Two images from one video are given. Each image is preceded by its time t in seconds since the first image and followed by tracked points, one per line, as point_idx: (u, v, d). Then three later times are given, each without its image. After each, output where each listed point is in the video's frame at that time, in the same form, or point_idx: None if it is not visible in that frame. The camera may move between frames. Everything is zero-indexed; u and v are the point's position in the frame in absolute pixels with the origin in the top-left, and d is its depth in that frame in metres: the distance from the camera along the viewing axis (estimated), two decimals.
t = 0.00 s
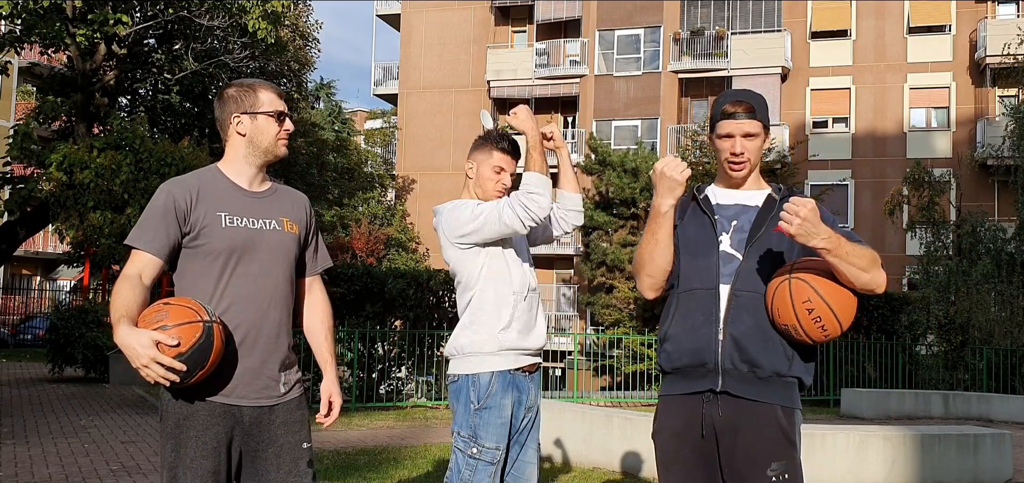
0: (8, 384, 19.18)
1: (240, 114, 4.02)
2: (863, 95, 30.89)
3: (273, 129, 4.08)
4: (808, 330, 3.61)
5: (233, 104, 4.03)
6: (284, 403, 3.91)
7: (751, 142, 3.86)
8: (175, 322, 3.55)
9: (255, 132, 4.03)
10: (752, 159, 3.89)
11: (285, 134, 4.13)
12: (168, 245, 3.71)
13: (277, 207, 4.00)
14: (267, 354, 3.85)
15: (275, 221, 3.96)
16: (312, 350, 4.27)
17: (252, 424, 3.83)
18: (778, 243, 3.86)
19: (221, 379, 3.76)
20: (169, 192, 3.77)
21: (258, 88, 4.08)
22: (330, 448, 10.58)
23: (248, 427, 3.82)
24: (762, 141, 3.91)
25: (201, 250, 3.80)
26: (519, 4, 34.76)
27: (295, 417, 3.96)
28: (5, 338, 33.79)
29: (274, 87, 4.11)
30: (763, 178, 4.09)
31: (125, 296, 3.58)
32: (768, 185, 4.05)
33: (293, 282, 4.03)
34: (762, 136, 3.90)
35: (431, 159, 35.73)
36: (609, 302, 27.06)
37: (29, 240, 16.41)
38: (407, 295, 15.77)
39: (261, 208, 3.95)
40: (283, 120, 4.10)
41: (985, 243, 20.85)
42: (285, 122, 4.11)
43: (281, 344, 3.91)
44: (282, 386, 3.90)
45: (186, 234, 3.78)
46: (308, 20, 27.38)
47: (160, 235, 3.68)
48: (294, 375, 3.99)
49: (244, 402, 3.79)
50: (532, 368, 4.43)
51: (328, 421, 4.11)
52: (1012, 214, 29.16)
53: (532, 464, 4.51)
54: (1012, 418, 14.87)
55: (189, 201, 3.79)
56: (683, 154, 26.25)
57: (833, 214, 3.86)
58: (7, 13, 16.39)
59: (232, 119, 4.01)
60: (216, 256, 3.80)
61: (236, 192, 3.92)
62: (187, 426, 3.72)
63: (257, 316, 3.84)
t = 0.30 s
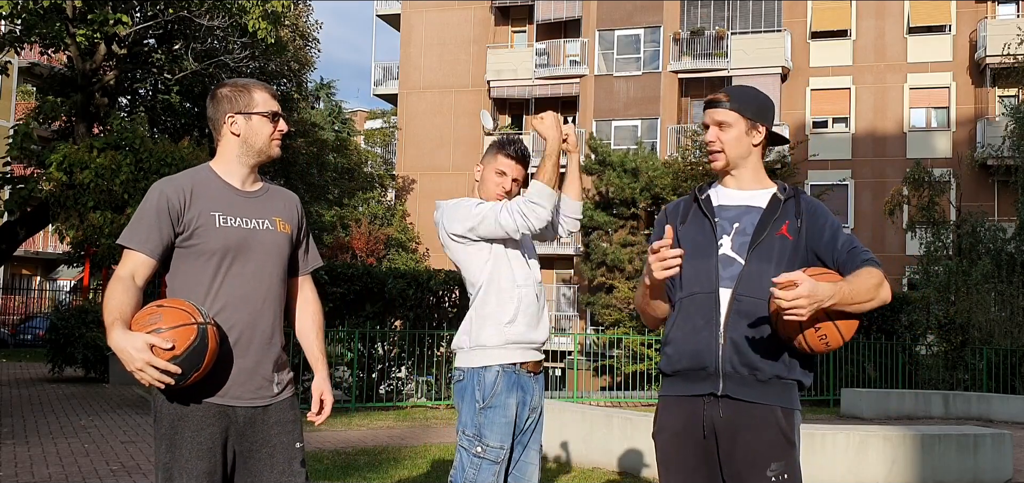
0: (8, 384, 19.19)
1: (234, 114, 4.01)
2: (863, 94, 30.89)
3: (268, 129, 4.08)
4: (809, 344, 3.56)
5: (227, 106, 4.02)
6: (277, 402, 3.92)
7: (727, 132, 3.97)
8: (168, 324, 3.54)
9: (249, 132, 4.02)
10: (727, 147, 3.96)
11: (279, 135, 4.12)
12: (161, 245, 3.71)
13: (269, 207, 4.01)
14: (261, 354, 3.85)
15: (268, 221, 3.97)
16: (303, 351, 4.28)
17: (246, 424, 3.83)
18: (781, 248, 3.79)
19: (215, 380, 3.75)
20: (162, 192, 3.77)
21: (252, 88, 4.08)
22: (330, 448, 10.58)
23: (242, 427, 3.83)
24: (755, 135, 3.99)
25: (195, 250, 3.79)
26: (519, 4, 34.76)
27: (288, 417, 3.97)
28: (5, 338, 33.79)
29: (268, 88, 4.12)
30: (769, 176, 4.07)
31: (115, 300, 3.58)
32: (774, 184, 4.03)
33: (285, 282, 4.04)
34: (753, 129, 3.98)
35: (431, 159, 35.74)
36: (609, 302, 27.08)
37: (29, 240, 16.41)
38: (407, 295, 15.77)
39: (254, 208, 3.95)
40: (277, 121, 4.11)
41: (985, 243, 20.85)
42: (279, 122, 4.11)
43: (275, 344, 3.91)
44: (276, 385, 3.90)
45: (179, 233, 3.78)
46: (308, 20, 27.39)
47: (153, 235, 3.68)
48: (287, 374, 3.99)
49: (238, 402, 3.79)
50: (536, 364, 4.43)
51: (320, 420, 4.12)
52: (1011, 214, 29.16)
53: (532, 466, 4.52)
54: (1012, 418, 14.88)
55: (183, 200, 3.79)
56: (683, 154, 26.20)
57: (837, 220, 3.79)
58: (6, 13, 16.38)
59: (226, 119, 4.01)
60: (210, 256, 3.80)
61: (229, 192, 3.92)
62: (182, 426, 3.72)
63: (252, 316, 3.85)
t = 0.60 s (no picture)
0: (8, 384, 19.19)
1: (230, 114, 4.00)
2: (863, 95, 30.89)
3: (264, 129, 4.08)
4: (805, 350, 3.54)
5: (223, 107, 4.01)
6: (274, 402, 3.94)
7: (724, 134, 3.96)
8: (158, 346, 3.51)
9: (246, 132, 4.03)
10: (726, 151, 3.96)
11: (276, 135, 4.13)
12: (162, 246, 3.69)
13: (265, 207, 4.02)
14: (260, 354, 3.88)
15: (263, 221, 3.98)
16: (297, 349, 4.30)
17: (245, 423, 3.84)
18: (784, 250, 3.76)
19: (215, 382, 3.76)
20: (161, 192, 3.74)
21: (248, 88, 4.07)
22: (329, 448, 10.58)
23: (242, 427, 3.84)
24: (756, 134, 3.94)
25: (194, 251, 3.79)
26: (519, 4, 34.75)
27: (286, 415, 3.99)
28: (5, 338, 33.80)
29: (264, 88, 4.11)
30: (782, 172, 4.03)
31: (112, 307, 3.55)
32: (786, 181, 3.99)
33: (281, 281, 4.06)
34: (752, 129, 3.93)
35: (431, 159, 35.74)
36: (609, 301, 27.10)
37: (29, 240, 16.41)
38: (407, 295, 15.76)
39: (251, 208, 3.96)
40: (274, 121, 4.11)
41: (985, 243, 20.85)
42: (275, 122, 4.11)
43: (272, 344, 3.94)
44: (274, 385, 3.93)
45: (179, 234, 3.76)
46: (308, 20, 27.40)
47: (155, 237, 3.66)
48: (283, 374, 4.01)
49: (238, 402, 3.81)
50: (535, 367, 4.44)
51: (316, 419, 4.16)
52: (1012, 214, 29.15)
53: (529, 465, 4.52)
54: (1012, 418, 14.88)
55: (183, 202, 3.78)
56: (683, 154, 26.18)
57: (844, 219, 3.72)
58: (7, 13, 16.38)
59: (222, 119, 4.00)
60: (208, 257, 3.80)
61: (226, 193, 3.92)
62: (182, 427, 3.72)
63: (250, 316, 3.87)
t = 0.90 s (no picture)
0: (8, 384, 19.20)
1: (224, 116, 3.99)
2: (863, 95, 30.89)
3: (258, 130, 4.07)
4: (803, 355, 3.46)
5: (216, 108, 4.00)
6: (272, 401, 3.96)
7: (734, 136, 3.92)
8: (241, 361, 3.55)
9: (240, 133, 4.02)
10: (736, 152, 3.93)
11: (270, 135, 4.12)
12: (174, 253, 3.70)
13: (261, 209, 4.03)
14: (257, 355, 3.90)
15: (260, 222, 3.99)
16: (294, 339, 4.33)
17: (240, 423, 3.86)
18: (784, 252, 3.74)
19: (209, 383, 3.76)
20: (165, 196, 3.75)
21: (242, 89, 4.05)
22: (329, 448, 10.59)
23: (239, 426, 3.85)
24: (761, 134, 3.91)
25: (198, 256, 3.79)
26: (519, 4, 34.75)
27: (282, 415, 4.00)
28: (5, 338, 33.81)
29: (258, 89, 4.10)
30: (789, 171, 3.98)
31: (157, 322, 3.57)
32: (792, 180, 3.95)
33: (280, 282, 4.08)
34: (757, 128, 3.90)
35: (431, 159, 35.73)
36: (609, 301, 27.12)
37: (29, 240, 16.41)
38: (407, 295, 15.76)
39: (248, 210, 3.97)
40: (267, 122, 4.10)
41: (985, 243, 20.85)
42: (269, 122, 4.10)
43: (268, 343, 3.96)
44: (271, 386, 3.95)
45: (187, 240, 3.77)
46: (308, 20, 27.40)
47: (166, 243, 3.68)
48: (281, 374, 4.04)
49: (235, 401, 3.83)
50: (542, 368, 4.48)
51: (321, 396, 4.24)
52: (1011, 214, 29.16)
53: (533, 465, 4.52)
54: (1012, 418, 14.89)
55: (188, 205, 3.78)
56: (683, 154, 26.16)
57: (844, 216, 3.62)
58: (6, 13, 16.38)
59: (216, 122, 3.99)
60: (210, 261, 3.81)
61: (224, 195, 3.92)
62: (176, 426, 3.74)
63: (248, 318, 3.88)
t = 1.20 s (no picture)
0: (8, 384, 19.20)
1: (225, 117, 4.00)
2: (863, 95, 30.89)
3: (258, 131, 4.08)
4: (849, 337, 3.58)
5: (216, 109, 4.00)
6: (271, 402, 3.96)
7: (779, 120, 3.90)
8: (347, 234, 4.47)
9: (240, 135, 4.03)
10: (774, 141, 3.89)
11: (269, 137, 4.13)
12: (161, 251, 3.69)
13: (259, 208, 4.04)
14: (253, 356, 3.88)
15: (259, 221, 3.99)
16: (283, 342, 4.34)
17: (238, 424, 3.86)
18: (791, 247, 3.78)
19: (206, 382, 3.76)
20: (157, 195, 3.75)
21: (242, 91, 4.06)
22: (329, 448, 10.59)
23: (236, 427, 3.86)
24: (777, 126, 3.91)
25: (191, 255, 3.79)
26: (519, 4, 34.75)
27: (281, 416, 4.00)
28: (5, 338, 33.80)
29: (259, 90, 4.10)
30: (779, 168, 4.04)
31: (142, 320, 3.54)
32: (783, 175, 4.01)
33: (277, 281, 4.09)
34: (776, 120, 3.90)
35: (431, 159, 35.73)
36: (609, 302, 27.13)
37: (29, 240, 16.40)
38: (407, 295, 15.76)
39: (245, 209, 3.97)
40: (267, 123, 4.11)
41: (985, 243, 20.85)
42: (269, 123, 4.11)
43: (264, 343, 3.95)
44: (269, 386, 3.95)
45: (177, 238, 3.77)
46: (309, 20, 27.40)
47: (152, 242, 3.67)
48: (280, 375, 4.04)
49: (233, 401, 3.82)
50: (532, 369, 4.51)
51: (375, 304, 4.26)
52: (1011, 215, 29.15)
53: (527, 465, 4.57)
54: (1012, 418, 14.90)
55: (182, 204, 3.79)
56: (683, 154, 26.13)
57: (856, 204, 3.78)
58: (7, 13, 16.38)
59: (216, 122, 4.00)
60: (204, 261, 3.81)
61: (222, 195, 3.93)
62: (177, 427, 3.73)
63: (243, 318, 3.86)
